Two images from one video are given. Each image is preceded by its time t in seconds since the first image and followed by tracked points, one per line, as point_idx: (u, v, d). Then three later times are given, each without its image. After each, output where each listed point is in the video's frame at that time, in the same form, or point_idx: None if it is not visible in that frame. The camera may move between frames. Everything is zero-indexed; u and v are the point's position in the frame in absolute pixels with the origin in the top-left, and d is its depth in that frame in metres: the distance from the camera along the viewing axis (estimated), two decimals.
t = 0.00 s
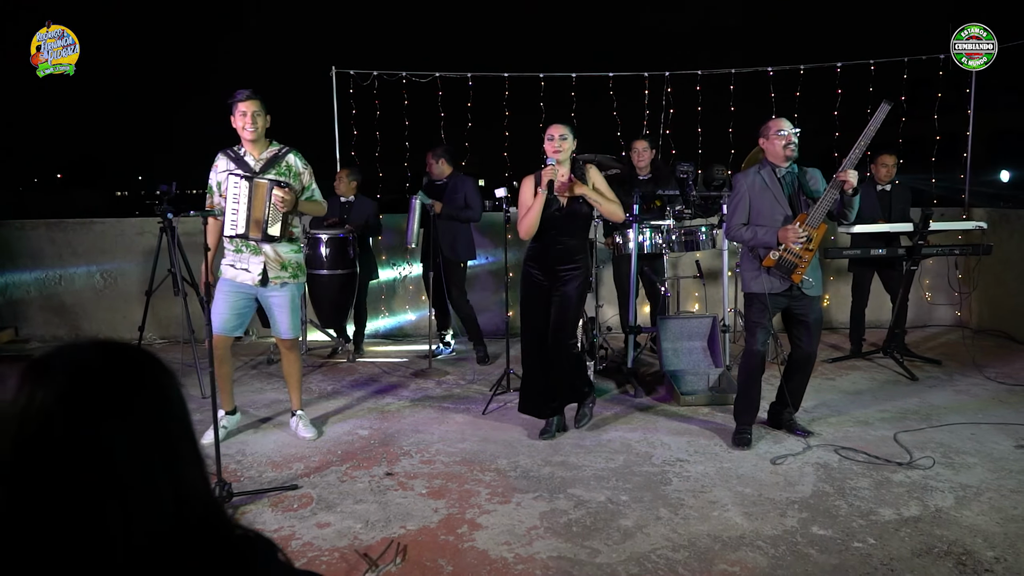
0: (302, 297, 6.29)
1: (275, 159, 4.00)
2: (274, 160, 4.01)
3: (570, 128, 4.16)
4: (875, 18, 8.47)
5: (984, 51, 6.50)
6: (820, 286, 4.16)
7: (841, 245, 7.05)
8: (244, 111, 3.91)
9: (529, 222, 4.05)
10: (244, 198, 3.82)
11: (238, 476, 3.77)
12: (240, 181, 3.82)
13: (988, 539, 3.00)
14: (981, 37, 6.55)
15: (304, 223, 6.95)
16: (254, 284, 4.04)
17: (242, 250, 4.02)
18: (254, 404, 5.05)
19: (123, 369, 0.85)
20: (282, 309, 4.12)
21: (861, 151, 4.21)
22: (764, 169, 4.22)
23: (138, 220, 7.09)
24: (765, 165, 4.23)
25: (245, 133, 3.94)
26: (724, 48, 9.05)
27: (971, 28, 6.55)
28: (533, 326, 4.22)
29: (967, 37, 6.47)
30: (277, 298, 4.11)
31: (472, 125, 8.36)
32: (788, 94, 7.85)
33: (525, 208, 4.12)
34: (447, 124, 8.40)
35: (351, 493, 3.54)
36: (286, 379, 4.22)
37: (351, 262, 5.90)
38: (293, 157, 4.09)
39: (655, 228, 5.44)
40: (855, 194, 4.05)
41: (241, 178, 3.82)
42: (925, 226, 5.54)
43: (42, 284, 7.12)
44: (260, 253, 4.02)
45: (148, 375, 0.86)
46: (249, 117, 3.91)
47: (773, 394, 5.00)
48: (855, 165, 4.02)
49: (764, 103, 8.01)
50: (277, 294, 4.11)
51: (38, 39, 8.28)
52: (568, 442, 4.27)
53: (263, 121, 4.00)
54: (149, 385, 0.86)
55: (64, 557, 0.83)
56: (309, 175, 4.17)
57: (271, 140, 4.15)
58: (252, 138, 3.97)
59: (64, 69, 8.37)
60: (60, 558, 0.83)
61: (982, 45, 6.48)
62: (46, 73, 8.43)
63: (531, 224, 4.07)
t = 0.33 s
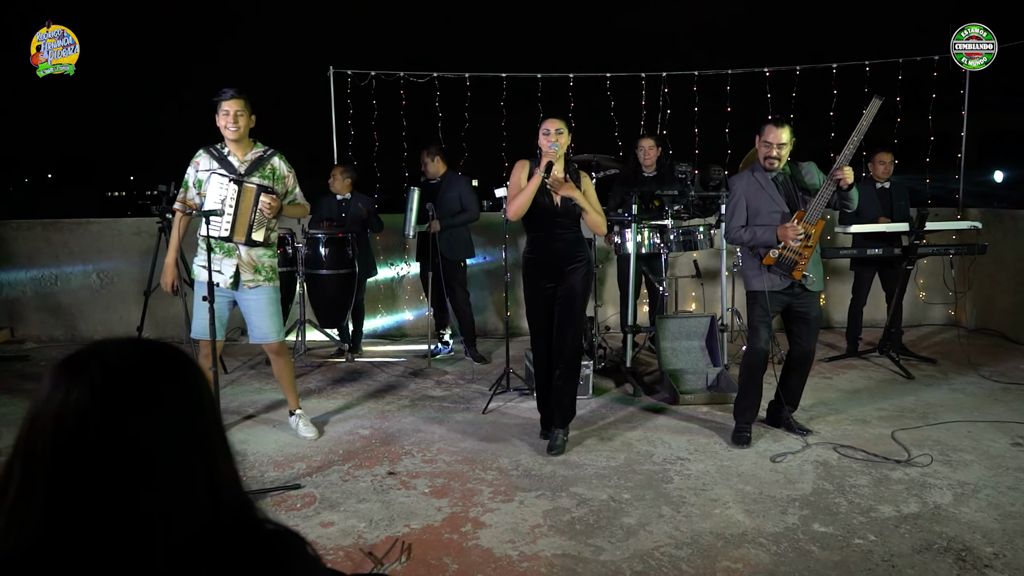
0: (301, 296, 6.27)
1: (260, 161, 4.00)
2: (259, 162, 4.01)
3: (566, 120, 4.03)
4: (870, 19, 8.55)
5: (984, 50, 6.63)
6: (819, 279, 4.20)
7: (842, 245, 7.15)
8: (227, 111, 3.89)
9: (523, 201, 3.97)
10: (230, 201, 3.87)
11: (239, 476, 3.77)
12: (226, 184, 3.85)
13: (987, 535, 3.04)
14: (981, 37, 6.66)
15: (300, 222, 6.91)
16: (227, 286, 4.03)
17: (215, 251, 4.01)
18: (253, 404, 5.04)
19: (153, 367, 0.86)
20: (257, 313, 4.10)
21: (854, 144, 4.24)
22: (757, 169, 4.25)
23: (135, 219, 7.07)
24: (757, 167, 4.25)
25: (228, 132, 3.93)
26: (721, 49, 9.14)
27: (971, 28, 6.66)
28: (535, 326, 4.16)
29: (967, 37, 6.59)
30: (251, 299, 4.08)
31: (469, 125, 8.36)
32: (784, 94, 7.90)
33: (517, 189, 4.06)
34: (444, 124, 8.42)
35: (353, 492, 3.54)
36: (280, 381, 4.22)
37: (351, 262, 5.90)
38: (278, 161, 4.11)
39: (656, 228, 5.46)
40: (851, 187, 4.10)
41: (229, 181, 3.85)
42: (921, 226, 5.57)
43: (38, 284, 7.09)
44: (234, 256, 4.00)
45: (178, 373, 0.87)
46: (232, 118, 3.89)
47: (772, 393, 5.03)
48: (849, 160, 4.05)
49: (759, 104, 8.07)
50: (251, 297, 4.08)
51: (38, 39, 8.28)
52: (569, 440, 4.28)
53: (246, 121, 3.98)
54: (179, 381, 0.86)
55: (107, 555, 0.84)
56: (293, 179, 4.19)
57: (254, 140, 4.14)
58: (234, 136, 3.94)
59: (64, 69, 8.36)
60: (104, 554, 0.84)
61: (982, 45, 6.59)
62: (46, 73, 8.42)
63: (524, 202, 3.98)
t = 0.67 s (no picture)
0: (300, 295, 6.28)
1: (256, 159, 4.02)
2: (255, 160, 4.03)
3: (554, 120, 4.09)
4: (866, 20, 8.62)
5: (984, 50, 6.63)
6: (818, 286, 4.20)
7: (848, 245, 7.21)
8: (221, 109, 3.89)
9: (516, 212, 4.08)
10: (240, 197, 3.91)
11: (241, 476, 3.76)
12: (235, 181, 3.89)
13: (986, 531, 3.07)
14: (981, 37, 6.63)
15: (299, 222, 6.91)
16: (227, 282, 4.01)
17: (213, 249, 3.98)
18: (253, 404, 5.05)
19: (185, 366, 0.88)
20: (265, 299, 4.09)
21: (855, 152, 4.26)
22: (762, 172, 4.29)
23: (132, 219, 7.04)
24: (764, 168, 4.30)
25: (223, 130, 3.93)
26: (718, 50, 9.21)
27: (971, 28, 6.63)
28: (523, 328, 4.13)
29: (968, 37, 6.55)
30: (256, 291, 4.09)
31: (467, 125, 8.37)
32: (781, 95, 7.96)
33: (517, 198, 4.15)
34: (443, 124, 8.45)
35: (356, 491, 3.55)
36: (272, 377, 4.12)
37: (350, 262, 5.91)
38: (271, 159, 4.12)
39: (656, 228, 5.45)
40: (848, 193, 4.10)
41: (236, 179, 3.89)
42: (917, 226, 5.62)
43: (34, 284, 7.07)
44: (234, 253, 4.00)
45: (210, 370, 0.89)
46: (228, 115, 3.89)
47: (771, 391, 5.07)
48: (848, 168, 4.06)
49: (756, 104, 8.12)
50: (253, 288, 4.08)
51: (38, 40, 8.29)
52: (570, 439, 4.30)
53: (240, 118, 3.99)
54: (210, 376, 0.88)
55: (145, 550, 0.85)
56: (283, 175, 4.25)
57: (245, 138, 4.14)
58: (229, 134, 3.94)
59: (64, 69, 8.37)
60: (139, 549, 0.85)
61: (982, 45, 6.61)
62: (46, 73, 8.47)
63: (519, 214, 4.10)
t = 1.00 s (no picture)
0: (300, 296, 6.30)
1: (279, 160, 4.01)
2: (279, 161, 4.02)
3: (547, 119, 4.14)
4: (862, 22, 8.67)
5: (984, 50, 6.69)
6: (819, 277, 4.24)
7: (842, 245, 7.24)
8: (241, 113, 3.90)
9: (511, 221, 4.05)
10: (265, 200, 3.85)
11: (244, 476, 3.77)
12: (259, 183, 3.84)
13: (985, 529, 3.10)
14: (981, 37, 6.70)
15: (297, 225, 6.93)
16: (262, 283, 4.04)
17: (248, 253, 3.98)
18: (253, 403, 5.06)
19: (212, 364, 0.89)
20: (292, 307, 4.12)
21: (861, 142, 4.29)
22: (756, 167, 4.33)
23: (130, 219, 7.01)
24: (756, 164, 4.33)
25: (245, 133, 3.94)
26: (715, 51, 9.26)
27: (971, 28, 6.69)
28: (512, 326, 4.15)
29: (967, 38, 6.62)
30: (287, 295, 4.11)
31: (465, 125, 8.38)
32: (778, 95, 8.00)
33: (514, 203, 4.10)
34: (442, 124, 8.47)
35: (359, 491, 3.56)
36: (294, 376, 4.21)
37: (349, 261, 5.90)
38: (295, 158, 4.12)
39: (654, 228, 5.48)
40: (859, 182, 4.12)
41: (260, 180, 3.84)
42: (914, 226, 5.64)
43: (30, 284, 7.03)
44: (268, 254, 4.01)
45: (234, 365, 0.90)
46: (248, 119, 3.91)
47: (769, 390, 5.10)
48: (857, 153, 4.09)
49: (753, 104, 8.15)
50: (285, 293, 4.11)
51: (38, 40, 8.28)
52: (570, 439, 4.31)
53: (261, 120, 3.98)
54: (234, 370, 0.90)
55: (175, 545, 0.86)
56: (310, 175, 4.23)
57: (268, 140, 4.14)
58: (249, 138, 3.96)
59: (63, 69, 8.37)
60: (169, 545, 0.86)
61: (982, 45, 6.65)
62: (45, 73, 8.44)
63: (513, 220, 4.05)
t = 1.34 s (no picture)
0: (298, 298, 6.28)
1: (285, 162, 4.01)
2: (284, 163, 4.01)
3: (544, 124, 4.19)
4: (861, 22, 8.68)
5: (984, 51, 6.74)
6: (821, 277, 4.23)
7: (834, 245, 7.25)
8: (249, 113, 3.88)
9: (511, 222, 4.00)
10: (257, 202, 3.86)
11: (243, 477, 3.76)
12: (251, 186, 3.86)
13: (985, 529, 3.09)
14: (981, 37, 6.75)
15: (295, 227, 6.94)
16: (262, 282, 4.01)
17: (252, 249, 3.99)
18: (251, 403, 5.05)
19: (218, 365, 0.89)
20: (292, 308, 4.09)
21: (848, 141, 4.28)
22: (757, 167, 4.32)
23: (128, 219, 6.99)
24: (758, 164, 4.31)
25: (252, 134, 3.92)
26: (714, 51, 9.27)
27: (971, 28, 6.73)
28: (514, 326, 4.21)
29: (968, 38, 6.67)
30: (288, 295, 4.08)
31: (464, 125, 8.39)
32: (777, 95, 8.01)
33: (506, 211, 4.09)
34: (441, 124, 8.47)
35: (358, 491, 3.55)
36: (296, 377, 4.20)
37: (348, 262, 5.89)
38: (302, 159, 4.10)
39: (652, 228, 5.49)
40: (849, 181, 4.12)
41: (252, 183, 3.86)
42: (913, 226, 5.63)
43: (29, 285, 7.01)
44: (269, 254, 4.00)
45: (242, 370, 0.90)
46: (256, 120, 3.88)
47: (769, 390, 5.10)
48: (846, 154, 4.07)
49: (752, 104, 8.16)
50: (286, 293, 4.08)
51: (38, 40, 8.26)
52: (570, 439, 4.30)
53: (269, 121, 3.96)
54: (242, 371, 0.89)
55: (180, 545, 0.85)
56: (319, 175, 4.18)
57: (278, 140, 4.15)
58: (257, 139, 3.95)
59: (64, 69, 8.35)
60: (173, 546, 0.85)
61: (982, 45, 6.69)
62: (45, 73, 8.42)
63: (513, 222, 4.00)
